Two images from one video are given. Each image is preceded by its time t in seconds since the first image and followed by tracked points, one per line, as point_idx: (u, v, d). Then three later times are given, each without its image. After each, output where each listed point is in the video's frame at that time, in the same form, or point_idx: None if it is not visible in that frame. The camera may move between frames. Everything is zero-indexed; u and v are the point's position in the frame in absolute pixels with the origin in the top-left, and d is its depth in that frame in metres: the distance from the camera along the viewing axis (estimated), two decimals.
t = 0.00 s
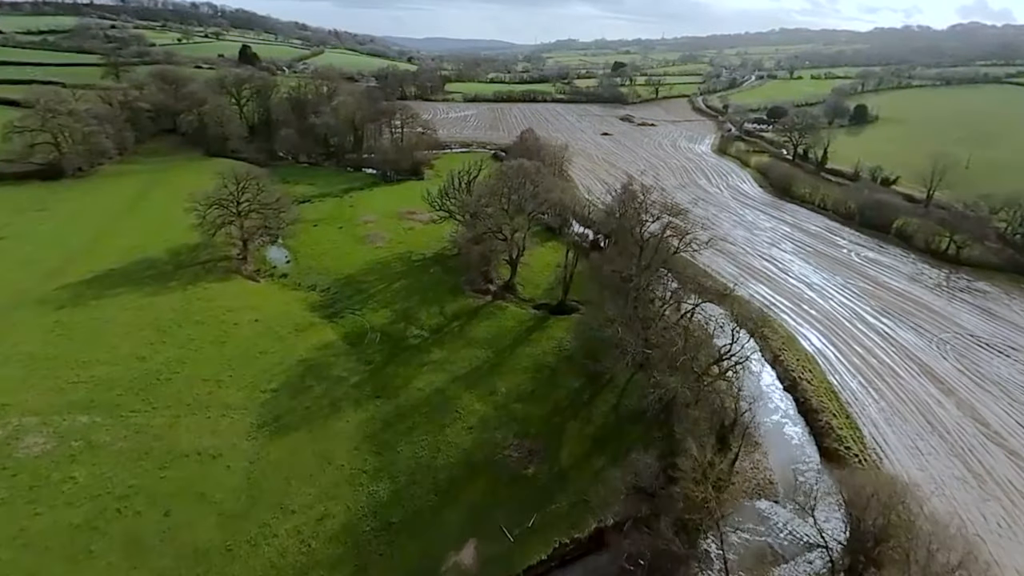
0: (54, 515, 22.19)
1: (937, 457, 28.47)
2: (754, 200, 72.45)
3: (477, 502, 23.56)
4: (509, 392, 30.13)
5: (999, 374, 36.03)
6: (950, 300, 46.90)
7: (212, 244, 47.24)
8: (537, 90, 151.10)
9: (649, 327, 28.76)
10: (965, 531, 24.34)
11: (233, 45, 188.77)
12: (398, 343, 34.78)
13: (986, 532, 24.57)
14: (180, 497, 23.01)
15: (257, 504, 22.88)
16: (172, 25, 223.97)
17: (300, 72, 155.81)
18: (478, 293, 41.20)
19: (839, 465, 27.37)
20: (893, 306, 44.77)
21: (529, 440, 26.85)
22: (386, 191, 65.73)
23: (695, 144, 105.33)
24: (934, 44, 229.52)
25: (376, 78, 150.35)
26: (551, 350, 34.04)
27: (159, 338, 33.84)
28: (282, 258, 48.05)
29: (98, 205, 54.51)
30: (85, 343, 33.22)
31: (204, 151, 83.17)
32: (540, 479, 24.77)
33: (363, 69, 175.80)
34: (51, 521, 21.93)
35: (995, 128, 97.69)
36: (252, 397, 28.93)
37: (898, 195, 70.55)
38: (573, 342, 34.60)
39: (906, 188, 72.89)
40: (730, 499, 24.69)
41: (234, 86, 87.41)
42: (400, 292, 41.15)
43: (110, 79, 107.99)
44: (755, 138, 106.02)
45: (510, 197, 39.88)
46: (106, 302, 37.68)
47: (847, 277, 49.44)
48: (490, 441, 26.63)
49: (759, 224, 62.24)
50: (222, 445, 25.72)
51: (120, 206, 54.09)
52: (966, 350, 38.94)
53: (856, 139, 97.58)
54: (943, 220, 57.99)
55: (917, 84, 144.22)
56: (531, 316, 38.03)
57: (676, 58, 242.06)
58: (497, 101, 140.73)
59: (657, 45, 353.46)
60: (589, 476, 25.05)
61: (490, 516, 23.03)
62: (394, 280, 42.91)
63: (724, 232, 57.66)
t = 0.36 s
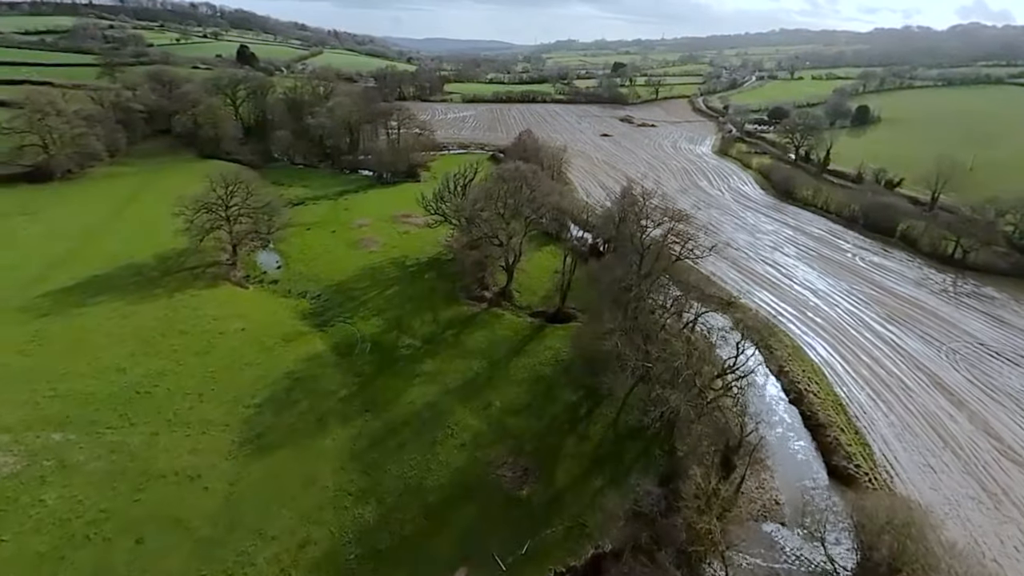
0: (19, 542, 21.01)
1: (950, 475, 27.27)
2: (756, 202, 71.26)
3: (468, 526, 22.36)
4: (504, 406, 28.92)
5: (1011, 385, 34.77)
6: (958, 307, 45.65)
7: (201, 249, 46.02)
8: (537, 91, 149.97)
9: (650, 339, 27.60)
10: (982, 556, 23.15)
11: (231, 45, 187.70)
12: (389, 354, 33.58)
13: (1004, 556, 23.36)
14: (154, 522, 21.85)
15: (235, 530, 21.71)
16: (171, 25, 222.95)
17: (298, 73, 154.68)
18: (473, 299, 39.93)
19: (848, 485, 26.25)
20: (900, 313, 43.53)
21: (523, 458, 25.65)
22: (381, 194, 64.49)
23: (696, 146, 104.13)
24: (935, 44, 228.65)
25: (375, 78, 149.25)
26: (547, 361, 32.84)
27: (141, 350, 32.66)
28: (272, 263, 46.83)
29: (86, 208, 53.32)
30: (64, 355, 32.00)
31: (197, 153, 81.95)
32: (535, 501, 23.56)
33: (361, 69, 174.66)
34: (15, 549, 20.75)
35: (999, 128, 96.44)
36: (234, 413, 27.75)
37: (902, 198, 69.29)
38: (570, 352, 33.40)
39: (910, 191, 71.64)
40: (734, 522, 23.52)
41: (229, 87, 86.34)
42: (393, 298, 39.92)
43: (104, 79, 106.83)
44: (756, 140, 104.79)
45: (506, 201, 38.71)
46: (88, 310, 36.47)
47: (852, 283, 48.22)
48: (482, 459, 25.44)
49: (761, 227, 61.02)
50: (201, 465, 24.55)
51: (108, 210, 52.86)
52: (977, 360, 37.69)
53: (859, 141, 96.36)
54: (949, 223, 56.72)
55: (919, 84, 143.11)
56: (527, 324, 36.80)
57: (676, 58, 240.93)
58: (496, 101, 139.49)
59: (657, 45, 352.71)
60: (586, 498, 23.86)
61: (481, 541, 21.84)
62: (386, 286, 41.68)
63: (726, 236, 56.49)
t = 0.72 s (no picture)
0: None
1: (966, 495, 26.06)
2: (757, 205, 70.06)
3: (458, 554, 21.14)
4: (497, 423, 27.67)
5: None
6: (968, 315, 44.37)
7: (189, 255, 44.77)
8: (536, 92, 148.96)
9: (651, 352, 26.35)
10: None
11: (229, 45, 186.69)
12: (379, 366, 32.35)
13: None
14: (124, 551, 20.63)
15: (210, 559, 20.48)
16: (169, 26, 221.54)
17: (296, 74, 153.44)
18: (468, 308, 38.64)
19: (859, 507, 25.07)
20: (907, 321, 42.30)
21: (517, 479, 24.41)
22: (376, 198, 63.27)
23: (696, 148, 102.88)
24: (936, 45, 227.60)
25: (373, 80, 148.15)
26: (543, 374, 31.59)
27: (120, 362, 31.45)
28: (262, 269, 45.58)
29: (72, 212, 52.08)
30: (40, 368, 30.76)
31: (190, 155, 80.75)
32: (529, 527, 22.33)
33: (360, 70, 173.49)
34: None
35: (1004, 130, 95.14)
36: (215, 431, 26.53)
37: (907, 201, 68.07)
38: (567, 364, 32.16)
39: (915, 194, 70.37)
40: (740, 550, 22.30)
41: (225, 88, 86.07)
42: (385, 307, 38.66)
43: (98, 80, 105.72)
44: (758, 142, 103.54)
45: (502, 206, 37.47)
46: (67, 319, 35.24)
47: (857, 289, 47.02)
48: (474, 481, 24.21)
49: (764, 231, 59.81)
50: (177, 488, 23.34)
51: (95, 214, 51.62)
52: (989, 370, 36.37)
53: (861, 143, 95.14)
54: (956, 227, 55.47)
55: (922, 85, 141.92)
56: (523, 334, 35.53)
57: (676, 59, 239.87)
58: (495, 102, 138.23)
59: (657, 47, 351.93)
60: (583, 524, 22.62)
61: (472, 570, 20.61)
62: (379, 294, 40.43)
63: (728, 241, 55.32)
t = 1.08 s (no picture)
0: None
1: (981, 517, 24.92)
2: (759, 208, 68.93)
3: None
4: (491, 440, 26.50)
5: None
6: (975, 321, 43.21)
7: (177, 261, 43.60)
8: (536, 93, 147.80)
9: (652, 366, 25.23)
10: None
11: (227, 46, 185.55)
12: (369, 378, 31.19)
13: None
14: None
15: None
16: (167, 26, 220.35)
17: (294, 74, 152.29)
18: (463, 316, 37.39)
19: (870, 529, 23.95)
20: (915, 328, 41.10)
21: (511, 501, 23.26)
22: (371, 200, 62.10)
23: (697, 149, 101.77)
24: (937, 45, 226.43)
25: (371, 80, 147.05)
26: (540, 386, 30.42)
27: (101, 375, 30.28)
28: (252, 275, 44.40)
29: (59, 216, 50.90)
30: (16, 381, 29.59)
31: (184, 157, 79.59)
32: (523, 553, 21.18)
33: (358, 71, 172.28)
34: None
35: (1009, 132, 93.91)
36: (196, 449, 25.38)
37: (911, 204, 66.94)
38: (564, 377, 30.99)
39: (920, 197, 69.17)
40: None
41: (220, 89, 85.03)
42: (376, 315, 37.46)
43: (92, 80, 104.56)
44: (758, 143, 102.41)
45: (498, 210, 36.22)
46: (48, 329, 34.09)
47: (863, 295, 45.82)
48: (465, 503, 23.06)
49: (766, 235, 58.62)
50: (153, 512, 22.18)
51: (82, 217, 50.43)
52: (1000, 381, 35.14)
53: (864, 144, 94.08)
54: (963, 232, 54.27)
55: (923, 86, 140.74)
56: (519, 344, 34.34)
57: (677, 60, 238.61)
58: (494, 103, 137.04)
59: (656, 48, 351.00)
60: (580, 551, 21.46)
61: None
62: (371, 302, 39.25)
63: (730, 244, 54.16)
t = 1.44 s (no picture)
0: None
1: (998, 541, 23.71)
2: (761, 211, 67.78)
3: None
4: (484, 460, 25.32)
5: None
6: (985, 329, 41.96)
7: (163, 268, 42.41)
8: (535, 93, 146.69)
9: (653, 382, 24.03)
10: None
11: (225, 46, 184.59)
12: (358, 393, 29.99)
13: None
14: None
15: None
16: (166, 27, 219.48)
17: (292, 74, 151.22)
18: (457, 325, 36.15)
19: (882, 556, 22.74)
20: (923, 337, 39.85)
21: (504, 527, 22.07)
22: (366, 204, 60.92)
23: (698, 150, 100.61)
24: (938, 45, 225.32)
25: (370, 80, 145.91)
26: (536, 401, 29.21)
27: (78, 390, 29.09)
28: (241, 282, 43.18)
29: (44, 221, 49.71)
30: None
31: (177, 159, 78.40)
32: None
33: (357, 71, 171.26)
34: None
35: (1014, 133, 92.54)
36: (175, 470, 24.21)
37: (917, 207, 65.72)
38: (562, 391, 29.78)
39: (925, 200, 68.01)
40: None
41: (214, 90, 83.98)
42: (367, 325, 36.28)
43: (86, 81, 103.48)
44: (760, 144, 101.21)
45: (493, 215, 35.03)
46: (27, 340, 32.92)
47: (869, 302, 44.59)
48: (455, 529, 21.88)
49: (769, 239, 57.40)
50: (126, 540, 21.02)
51: (71, 222, 49.51)
52: (1013, 393, 33.87)
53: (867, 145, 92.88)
54: (971, 236, 52.98)
55: (925, 86, 139.51)
56: (515, 356, 33.12)
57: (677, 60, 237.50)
58: (492, 104, 135.91)
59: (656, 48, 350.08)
60: None
61: None
62: (363, 310, 38.04)
63: (732, 249, 52.96)
